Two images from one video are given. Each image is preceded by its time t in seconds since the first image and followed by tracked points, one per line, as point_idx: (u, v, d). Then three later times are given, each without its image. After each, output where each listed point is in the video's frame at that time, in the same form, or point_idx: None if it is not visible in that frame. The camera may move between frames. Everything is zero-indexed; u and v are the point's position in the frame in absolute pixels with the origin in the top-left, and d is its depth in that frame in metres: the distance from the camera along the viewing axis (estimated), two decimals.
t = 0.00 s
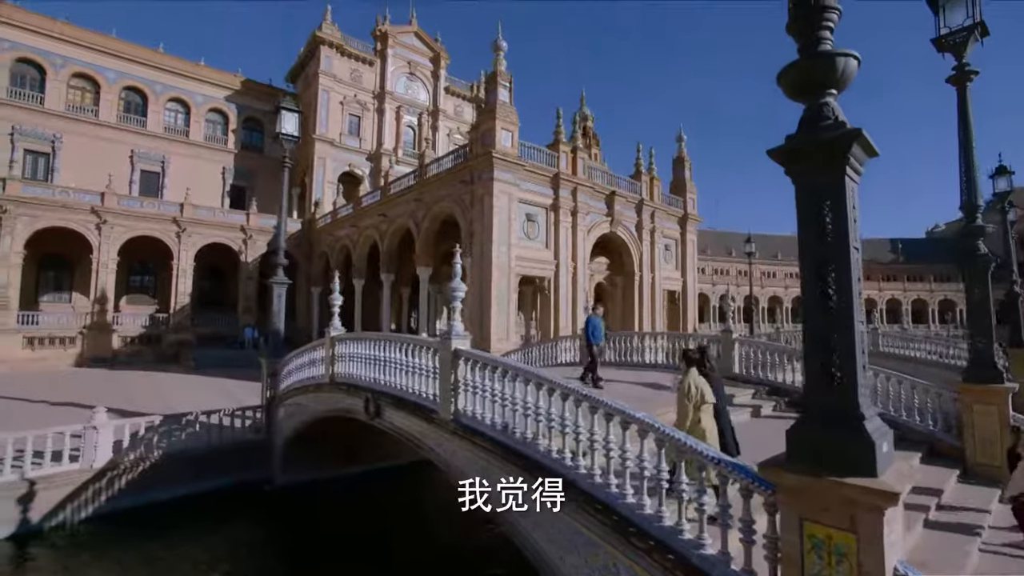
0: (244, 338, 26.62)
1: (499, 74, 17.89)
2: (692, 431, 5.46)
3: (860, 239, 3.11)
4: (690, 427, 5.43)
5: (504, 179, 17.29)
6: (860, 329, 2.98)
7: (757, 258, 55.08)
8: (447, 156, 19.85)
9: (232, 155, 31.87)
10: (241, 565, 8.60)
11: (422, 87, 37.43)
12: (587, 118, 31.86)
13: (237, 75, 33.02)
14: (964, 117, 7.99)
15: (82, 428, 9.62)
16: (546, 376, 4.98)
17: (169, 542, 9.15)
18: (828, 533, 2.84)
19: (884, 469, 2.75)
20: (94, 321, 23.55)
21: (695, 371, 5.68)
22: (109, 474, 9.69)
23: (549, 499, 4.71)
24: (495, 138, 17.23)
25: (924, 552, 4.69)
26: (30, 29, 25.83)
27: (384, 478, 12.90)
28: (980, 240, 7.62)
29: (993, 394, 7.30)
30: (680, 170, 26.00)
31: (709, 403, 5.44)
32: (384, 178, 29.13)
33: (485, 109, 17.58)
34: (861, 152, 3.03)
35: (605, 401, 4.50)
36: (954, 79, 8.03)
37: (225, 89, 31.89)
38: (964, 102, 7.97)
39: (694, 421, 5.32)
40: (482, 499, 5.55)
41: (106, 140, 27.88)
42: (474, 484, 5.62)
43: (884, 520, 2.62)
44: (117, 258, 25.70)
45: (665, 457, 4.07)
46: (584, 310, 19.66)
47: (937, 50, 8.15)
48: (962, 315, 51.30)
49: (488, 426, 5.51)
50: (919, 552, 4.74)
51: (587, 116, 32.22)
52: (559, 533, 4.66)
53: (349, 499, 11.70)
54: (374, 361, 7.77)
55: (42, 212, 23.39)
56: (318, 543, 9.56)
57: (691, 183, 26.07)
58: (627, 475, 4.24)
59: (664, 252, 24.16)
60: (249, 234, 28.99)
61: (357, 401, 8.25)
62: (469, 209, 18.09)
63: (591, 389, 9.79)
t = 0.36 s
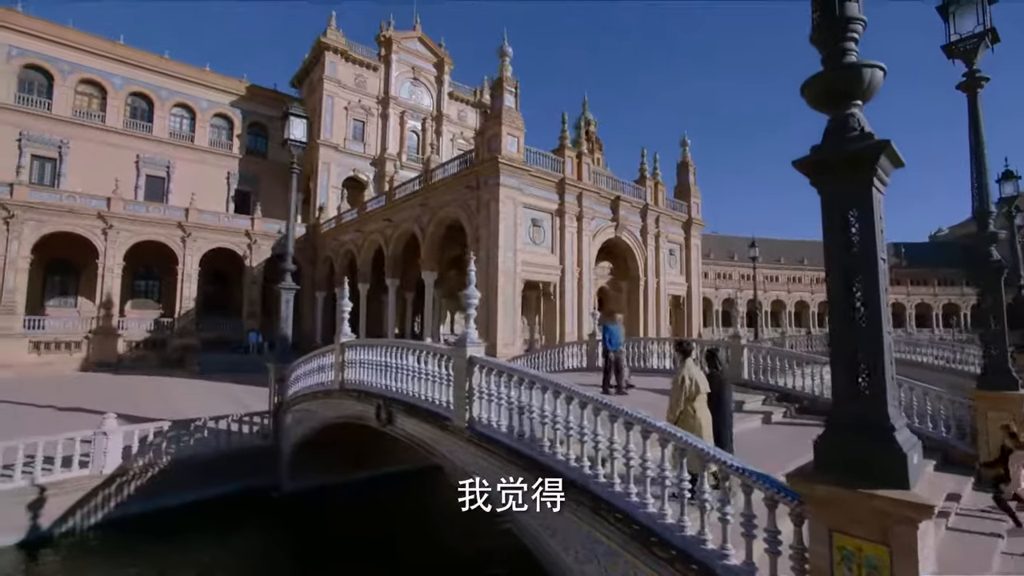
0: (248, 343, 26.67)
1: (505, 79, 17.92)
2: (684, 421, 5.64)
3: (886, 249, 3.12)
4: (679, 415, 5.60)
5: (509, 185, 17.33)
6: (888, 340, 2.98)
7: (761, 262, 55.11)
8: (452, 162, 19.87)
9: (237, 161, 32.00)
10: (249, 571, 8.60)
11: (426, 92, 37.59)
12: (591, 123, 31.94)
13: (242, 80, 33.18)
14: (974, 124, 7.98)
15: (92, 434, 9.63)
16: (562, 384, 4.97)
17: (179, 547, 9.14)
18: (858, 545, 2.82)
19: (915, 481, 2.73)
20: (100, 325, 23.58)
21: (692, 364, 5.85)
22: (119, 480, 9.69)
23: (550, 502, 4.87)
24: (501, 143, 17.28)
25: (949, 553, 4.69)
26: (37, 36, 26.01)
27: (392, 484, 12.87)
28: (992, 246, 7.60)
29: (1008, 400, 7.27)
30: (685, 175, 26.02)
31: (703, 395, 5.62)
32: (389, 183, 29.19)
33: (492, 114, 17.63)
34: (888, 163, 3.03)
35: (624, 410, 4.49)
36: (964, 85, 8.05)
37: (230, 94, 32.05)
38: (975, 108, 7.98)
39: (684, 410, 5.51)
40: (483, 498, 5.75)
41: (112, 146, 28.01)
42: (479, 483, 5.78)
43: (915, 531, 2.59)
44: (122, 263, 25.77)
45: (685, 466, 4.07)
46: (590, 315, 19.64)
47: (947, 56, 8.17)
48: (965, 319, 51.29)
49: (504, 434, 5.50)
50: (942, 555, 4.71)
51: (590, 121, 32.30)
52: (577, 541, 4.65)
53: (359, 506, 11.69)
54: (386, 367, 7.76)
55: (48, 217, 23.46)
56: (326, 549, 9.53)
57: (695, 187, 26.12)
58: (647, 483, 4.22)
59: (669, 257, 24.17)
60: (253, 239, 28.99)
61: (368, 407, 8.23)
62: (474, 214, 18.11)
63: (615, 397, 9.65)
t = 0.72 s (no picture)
0: (253, 349, 26.69)
1: (511, 86, 17.97)
2: (690, 427, 5.70)
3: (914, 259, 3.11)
4: (688, 420, 5.64)
5: (516, 192, 17.36)
6: (919, 352, 2.96)
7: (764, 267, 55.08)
8: (458, 168, 19.93)
9: (242, 167, 32.13)
10: None
11: (429, 99, 37.78)
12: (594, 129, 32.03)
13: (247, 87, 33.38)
14: (985, 131, 7.99)
15: (102, 441, 9.64)
16: (580, 393, 4.94)
17: (187, 555, 9.10)
18: (890, 558, 2.79)
19: (949, 492, 2.71)
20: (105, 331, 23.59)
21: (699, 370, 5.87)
22: (128, 487, 9.70)
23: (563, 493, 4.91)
24: (507, 150, 17.31)
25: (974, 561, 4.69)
26: (45, 44, 26.24)
27: (401, 492, 12.78)
28: (1006, 254, 7.56)
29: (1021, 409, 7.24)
30: (689, 181, 26.05)
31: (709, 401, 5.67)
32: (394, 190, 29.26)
33: (498, 121, 17.68)
34: (915, 175, 3.04)
35: (644, 419, 4.46)
36: (974, 93, 8.07)
37: (235, 101, 32.24)
38: (986, 115, 7.99)
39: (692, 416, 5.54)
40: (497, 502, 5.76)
41: (118, 152, 28.15)
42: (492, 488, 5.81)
43: (951, 544, 2.57)
44: (128, 268, 25.84)
45: (708, 475, 4.03)
46: (595, 321, 19.63)
47: (957, 64, 8.18)
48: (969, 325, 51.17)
49: (520, 443, 5.48)
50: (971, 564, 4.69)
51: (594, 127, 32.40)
52: (596, 551, 4.62)
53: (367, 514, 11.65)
54: (398, 376, 7.76)
55: (55, 224, 23.56)
56: (336, 558, 9.48)
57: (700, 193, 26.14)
58: (669, 492, 4.19)
59: (674, 263, 24.16)
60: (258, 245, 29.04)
61: (380, 415, 8.21)
62: (480, 220, 18.13)
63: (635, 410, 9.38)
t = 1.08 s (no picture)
0: (257, 355, 26.69)
1: (517, 93, 18.05)
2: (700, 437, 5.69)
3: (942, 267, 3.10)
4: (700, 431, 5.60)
5: (521, 198, 17.40)
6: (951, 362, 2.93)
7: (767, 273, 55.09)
8: (464, 175, 19.98)
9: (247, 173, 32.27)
10: None
11: (433, 106, 38.01)
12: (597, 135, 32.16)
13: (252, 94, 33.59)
14: (996, 139, 7.99)
15: (111, 448, 9.61)
16: (598, 401, 4.92)
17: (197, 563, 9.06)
18: (925, 570, 2.77)
19: (985, 504, 2.69)
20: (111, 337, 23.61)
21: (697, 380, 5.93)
22: (137, 495, 9.65)
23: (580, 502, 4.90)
24: (513, 156, 17.37)
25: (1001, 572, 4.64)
26: (54, 52, 26.46)
27: (411, 502, 12.63)
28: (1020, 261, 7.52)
29: None
30: (693, 187, 26.11)
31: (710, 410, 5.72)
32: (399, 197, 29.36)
33: (503, 128, 17.75)
34: (943, 185, 3.04)
35: (665, 427, 4.42)
36: (984, 100, 8.09)
37: (240, 108, 32.43)
38: (996, 122, 8.00)
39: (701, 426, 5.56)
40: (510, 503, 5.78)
41: (125, 159, 28.29)
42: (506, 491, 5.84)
43: (990, 557, 2.55)
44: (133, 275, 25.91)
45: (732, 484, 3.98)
46: (601, 327, 19.61)
47: (967, 72, 8.21)
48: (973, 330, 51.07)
49: (537, 451, 5.45)
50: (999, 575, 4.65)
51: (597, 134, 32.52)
52: (617, 561, 4.58)
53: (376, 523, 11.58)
54: (410, 383, 7.74)
55: (62, 230, 23.66)
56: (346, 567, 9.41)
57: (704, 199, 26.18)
58: (692, 502, 4.15)
59: (678, 269, 24.17)
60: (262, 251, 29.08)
61: (391, 423, 8.20)
62: (486, 227, 18.15)
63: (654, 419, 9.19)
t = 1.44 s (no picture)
0: (261, 361, 26.68)
1: (522, 100, 18.13)
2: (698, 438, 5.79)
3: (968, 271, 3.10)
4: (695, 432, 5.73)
5: (527, 205, 17.42)
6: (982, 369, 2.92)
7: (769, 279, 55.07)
8: (469, 181, 20.04)
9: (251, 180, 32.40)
10: None
11: (437, 113, 38.23)
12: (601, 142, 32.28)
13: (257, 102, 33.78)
14: (1006, 145, 8.00)
15: (120, 455, 9.58)
16: (616, 408, 4.91)
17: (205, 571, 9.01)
18: None
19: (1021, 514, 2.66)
20: (115, 344, 23.61)
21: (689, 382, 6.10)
22: (145, 502, 9.61)
23: (579, 502, 5.08)
24: (519, 163, 17.42)
25: None
26: (61, 60, 26.65)
27: (417, 507, 12.75)
28: None
29: None
30: (697, 193, 26.17)
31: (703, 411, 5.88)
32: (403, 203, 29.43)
33: (509, 135, 17.82)
34: (971, 192, 3.05)
35: (686, 434, 4.39)
36: (994, 107, 8.11)
37: (245, 115, 32.62)
38: (1006, 129, 8.02)
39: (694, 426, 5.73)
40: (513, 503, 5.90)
41: (130, 166, 28.41)
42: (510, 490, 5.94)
43: None
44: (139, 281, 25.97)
45: (755, 491, 3.93)
46: (606, 333, 19.59)
47: (976, 79, 8.24)
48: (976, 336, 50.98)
49: (555, 459, 5.43)
50: None
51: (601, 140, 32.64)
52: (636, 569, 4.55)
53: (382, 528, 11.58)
54: (423, 390, 7.73)
55: (68, 237, 23.73)
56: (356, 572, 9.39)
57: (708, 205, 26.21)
58: (714, 509, 4.12)
59: (683, 275, 24.17)
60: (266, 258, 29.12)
61: (403, 430, 8.18)
62: (492, 233, 18.17)
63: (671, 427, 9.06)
